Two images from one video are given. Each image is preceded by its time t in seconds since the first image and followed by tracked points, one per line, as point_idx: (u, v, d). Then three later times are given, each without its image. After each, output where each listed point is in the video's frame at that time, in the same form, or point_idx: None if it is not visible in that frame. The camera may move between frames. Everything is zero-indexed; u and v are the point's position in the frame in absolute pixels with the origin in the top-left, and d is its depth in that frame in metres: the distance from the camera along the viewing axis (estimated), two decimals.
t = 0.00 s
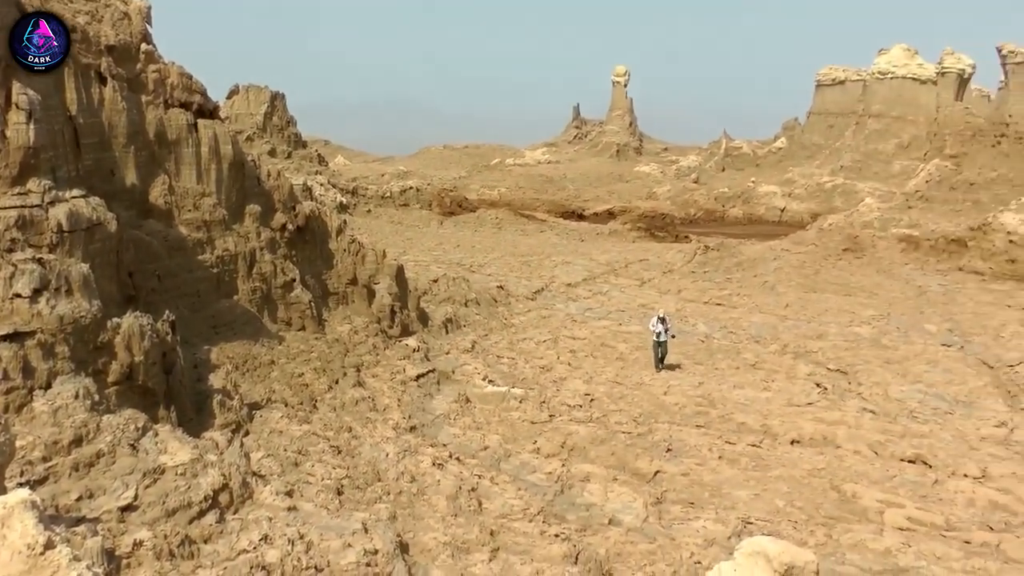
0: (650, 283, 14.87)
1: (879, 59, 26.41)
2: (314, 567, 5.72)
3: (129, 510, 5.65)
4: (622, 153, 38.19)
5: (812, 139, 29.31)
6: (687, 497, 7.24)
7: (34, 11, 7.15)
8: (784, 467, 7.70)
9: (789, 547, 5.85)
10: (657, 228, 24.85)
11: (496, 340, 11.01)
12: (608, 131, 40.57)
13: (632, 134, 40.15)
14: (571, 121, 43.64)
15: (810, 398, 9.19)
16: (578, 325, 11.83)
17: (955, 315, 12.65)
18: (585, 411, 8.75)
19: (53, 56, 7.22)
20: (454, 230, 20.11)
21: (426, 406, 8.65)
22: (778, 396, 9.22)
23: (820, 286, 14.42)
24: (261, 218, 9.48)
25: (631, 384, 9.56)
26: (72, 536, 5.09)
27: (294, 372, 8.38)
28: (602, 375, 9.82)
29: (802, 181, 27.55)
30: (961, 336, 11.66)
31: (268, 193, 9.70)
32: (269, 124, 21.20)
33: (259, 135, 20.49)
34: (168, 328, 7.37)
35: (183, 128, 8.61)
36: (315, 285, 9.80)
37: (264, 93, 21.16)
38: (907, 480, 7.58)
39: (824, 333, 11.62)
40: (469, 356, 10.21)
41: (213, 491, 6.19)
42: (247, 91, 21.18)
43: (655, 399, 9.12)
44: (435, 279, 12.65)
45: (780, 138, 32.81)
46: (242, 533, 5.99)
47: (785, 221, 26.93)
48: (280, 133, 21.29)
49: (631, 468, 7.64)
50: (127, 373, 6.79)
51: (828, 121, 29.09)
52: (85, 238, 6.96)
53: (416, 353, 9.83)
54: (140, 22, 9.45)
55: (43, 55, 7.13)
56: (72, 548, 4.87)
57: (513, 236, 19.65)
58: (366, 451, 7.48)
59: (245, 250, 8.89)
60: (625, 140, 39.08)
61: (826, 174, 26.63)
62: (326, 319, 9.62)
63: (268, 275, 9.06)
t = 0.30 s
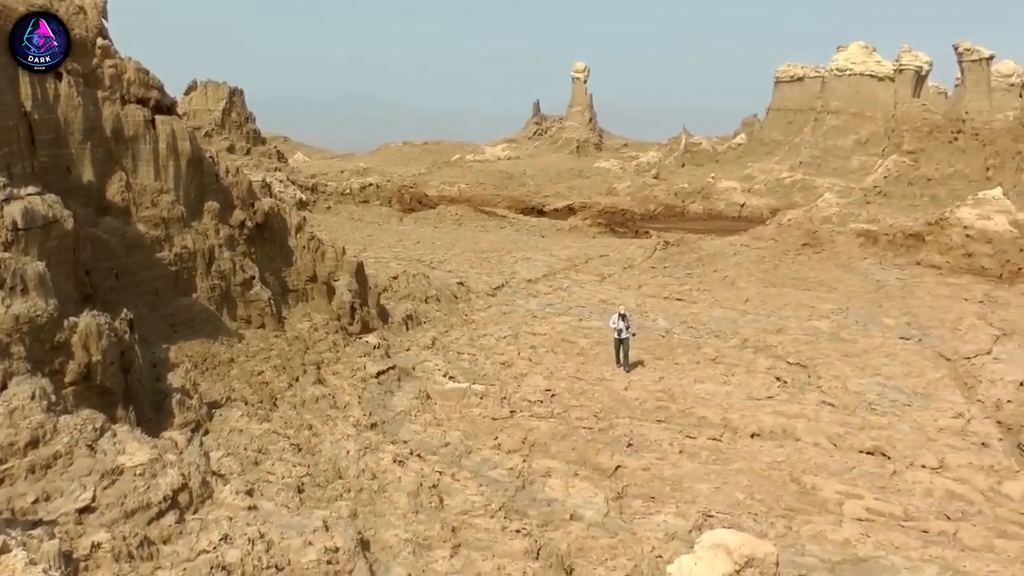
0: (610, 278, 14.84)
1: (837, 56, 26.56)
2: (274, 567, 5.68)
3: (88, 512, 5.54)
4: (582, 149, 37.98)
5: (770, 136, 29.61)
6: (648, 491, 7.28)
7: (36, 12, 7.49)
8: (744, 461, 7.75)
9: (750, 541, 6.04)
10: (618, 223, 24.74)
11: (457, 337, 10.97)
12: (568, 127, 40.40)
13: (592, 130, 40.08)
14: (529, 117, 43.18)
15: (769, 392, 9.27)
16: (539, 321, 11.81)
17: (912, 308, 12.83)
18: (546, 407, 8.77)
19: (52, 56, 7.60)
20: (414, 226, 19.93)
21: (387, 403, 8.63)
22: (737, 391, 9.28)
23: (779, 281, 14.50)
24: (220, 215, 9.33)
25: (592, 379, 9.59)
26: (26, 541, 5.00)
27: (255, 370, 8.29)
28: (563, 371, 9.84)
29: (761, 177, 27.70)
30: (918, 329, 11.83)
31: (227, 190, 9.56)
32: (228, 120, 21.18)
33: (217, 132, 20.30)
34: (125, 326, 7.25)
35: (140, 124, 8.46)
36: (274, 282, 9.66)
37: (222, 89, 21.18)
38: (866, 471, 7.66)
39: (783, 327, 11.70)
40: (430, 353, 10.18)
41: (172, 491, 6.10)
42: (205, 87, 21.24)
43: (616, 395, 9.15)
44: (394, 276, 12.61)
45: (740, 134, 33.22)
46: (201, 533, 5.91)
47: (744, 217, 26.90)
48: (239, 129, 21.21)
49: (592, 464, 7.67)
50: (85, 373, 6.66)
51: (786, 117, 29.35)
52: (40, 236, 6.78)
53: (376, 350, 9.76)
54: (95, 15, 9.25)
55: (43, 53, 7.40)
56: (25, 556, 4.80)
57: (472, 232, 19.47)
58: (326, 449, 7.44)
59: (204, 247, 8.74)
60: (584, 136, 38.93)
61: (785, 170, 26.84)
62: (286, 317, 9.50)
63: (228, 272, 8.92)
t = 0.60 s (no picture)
0: (570, 275, 14.76)
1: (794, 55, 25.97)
2: (235, 568, 5.57)
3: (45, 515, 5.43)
4: (542, 146, 37.76)
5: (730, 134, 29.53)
6: (609, 487, 7.31)
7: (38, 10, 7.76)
8: (703, 456, 7.81)
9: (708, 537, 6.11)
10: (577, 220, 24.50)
11: (417, 334, 10.91)
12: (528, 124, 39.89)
13: (552, 126, 39.97)
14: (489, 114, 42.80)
15: (729, 387, 9.34)
16: (499, 318, 11.79)
17: (869, 303, 13.00)
18: (506, 403, 8.78)
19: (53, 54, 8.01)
20: (374, 222, 19.73)
21: (347, 401, 8.59)
22: (697, 386, 9.34)
23: (739, 277, 14.57)
24: (179, 212, 9.21)
25: (553, 376, 9.62)
26: None
27: (214, 369, 8.18)
28: (523, 368, 9.85)
29: (720, 174, 27.85)
30: (876, 323, 11.99)
31: (185, 187, 9.46)
32: (185, 117, 20.32)
33: (177, 130, 19.59)
34: (83, 326, 7.14)
35: (96, 120, 8.41)
36: (233, 280, 9.52)
37: (181, 85, 20.37)
38: (824, 465, 7.72)
39: (743, 323, 11.78)
40: (390, 350, 10.13)
41: (130, 492, 5.94)
42: (162, 82, 20.24)
43: (577, 391, 9.17)
44: (354, 274, 12.54)
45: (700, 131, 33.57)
46: (161, 534, 5.75)
47: (704, 214, 27.21)
48: (197, 125, 20.60)
49: (553, 460, 7.69)
50: (41, 373, 6.52)
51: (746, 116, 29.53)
52: None
53: (336, 348, 9.67)
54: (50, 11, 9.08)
55: (43, 51, 7.76)
56: None
57: (433, 230, 19.12)
58: (286, 447, 7.39)
59: (162, 245, 8.58)
60: (544, 133, 38.70)
61: (744, 166, 26.95)
62: (246, 315, 9.37)
63: (187, 270, 8.78)
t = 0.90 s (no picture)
0: (531, 274, 14.67)
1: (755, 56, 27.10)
2: (195, 571, 5.51)
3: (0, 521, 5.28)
4: (503, 145, 37.61)
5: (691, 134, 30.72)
6: (570, 486, 7.32)
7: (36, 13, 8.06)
8: (665, 455, 7.83)
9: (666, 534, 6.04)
10: (538, 220, 24.13)
11: (378, 334, 10.86)
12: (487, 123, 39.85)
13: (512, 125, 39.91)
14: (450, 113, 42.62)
15: (691, 385, 9.40)
16: (460, 317, 11.74)
17: (829, 301, 13.11)
18: (467, 403, 8.78)
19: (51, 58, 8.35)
20: (334, 221, 19.43)
21: (307, 402, 8.55)
22: (658, 385, 9.39)
23: (699, 277, 14.59)
24: (137, 212, 9.11)
25: (514, 375, 9.63)
26: None
27: (174, 370, 8.06)
28: (484, 368, 9.85)
29: (680, 174, 27.97)
30: (836, 321, 12.12)
31: (144, 186, 9.36)
32: (145, 115, 20.16)
33: (135, 127, 19.38)
34: (40, 328, 6.85)
35: (54, 118, 8.31)
36: (192, 280, 9.38)
37: (140, 83, 20.22)
38: (784, 462, 7.78)
39: (704, 322, 11.83)
40: (351, 350, 10.08)
41: (88, 496, 5.86)
42: (121, 80, 20.08)
43: (538, 391, 9.18)
44: (314, 274, 12.44)
45: (661, 130, 34.04)
46: (119, 538, 5.65)
47: (664, 212, 27.25)
48: (156, 124, 20.27)
49: (513, 460, 7.69)
50: None
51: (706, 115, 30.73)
52: None
53: (296, 348, 9.59)
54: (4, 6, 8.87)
55: (45, 51, 8.08)
56: None
57: (394, 230, 18.74)
58: (247, 449, 7.33)
59: (121, 246, 8.44)
60: (505, 132, 38.50)
61: (704, 166, 27.06)
62: (205, 316, 9.25)
63: (146, 270, 8.64)
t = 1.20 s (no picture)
0: (495, 273, 14.61)
1: (717, 55, 27.22)
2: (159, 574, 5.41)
3: None
4: (466, 144, 37.63)
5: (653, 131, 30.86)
6: (534, 485, 7.33)
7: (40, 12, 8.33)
8: (629, 452, 7.86)
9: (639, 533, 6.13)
10: (502, 218, 23.74)
11: (342, 333, 10.82)
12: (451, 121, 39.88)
13: (476, 125, 39.93)
14: (414, 112, 42.68)
15: (655, 382, 9.47)
16: (424, 316, 11.72)
17: (792, 299, 13.21)
18: (431, 402, 8.79)
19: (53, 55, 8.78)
20: (297, 221, 19.05)
21: (271, 402, 8.50)
22: (622, 382, 9.45)
23: (662, 275, 14.63)
24: (99, 212, 8.95)
25: (478, 374, 9.64)
26: None
27: (136, 371, 7.97)
28: (448, 366, 9.85)
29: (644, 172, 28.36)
30: (799, 318, 12.25)
31: (106, 186, 9.18)
32: (107, 114, 20.47)
33: (97, 126, 19.48)
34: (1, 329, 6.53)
35: (12, 117, 8.12)
36: (155, 281, 9.22)
37: (100, 82, 20.47)
38: (748, 458, 7.83)
39: (668, 320, 11.89)
40: (315, 350, 10.04)
41: (50, 499, 5.67)
42: (82, 79, 20.27)
43: (502, 389, 9.19)
44: (278, 273, 12.36)
45: (624, 129, 34.42)
46: (81, 541, 5.51)
47: (627, 210, 27.62)
48: (118, 124, 20.47)
49: (478, 459, 7.70)
50: None
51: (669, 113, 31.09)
52: None
53: (260, 348, 9.53)
54: None
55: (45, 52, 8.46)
56: None
57: (358, 229, 18.61)
58: (210, 450, 7.28)
59: (83, 245, 8.29)
60: (468, 131, 38.58)
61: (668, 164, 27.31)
62: (168, 316, 9.14)
63: (108, 271, 8.51)
